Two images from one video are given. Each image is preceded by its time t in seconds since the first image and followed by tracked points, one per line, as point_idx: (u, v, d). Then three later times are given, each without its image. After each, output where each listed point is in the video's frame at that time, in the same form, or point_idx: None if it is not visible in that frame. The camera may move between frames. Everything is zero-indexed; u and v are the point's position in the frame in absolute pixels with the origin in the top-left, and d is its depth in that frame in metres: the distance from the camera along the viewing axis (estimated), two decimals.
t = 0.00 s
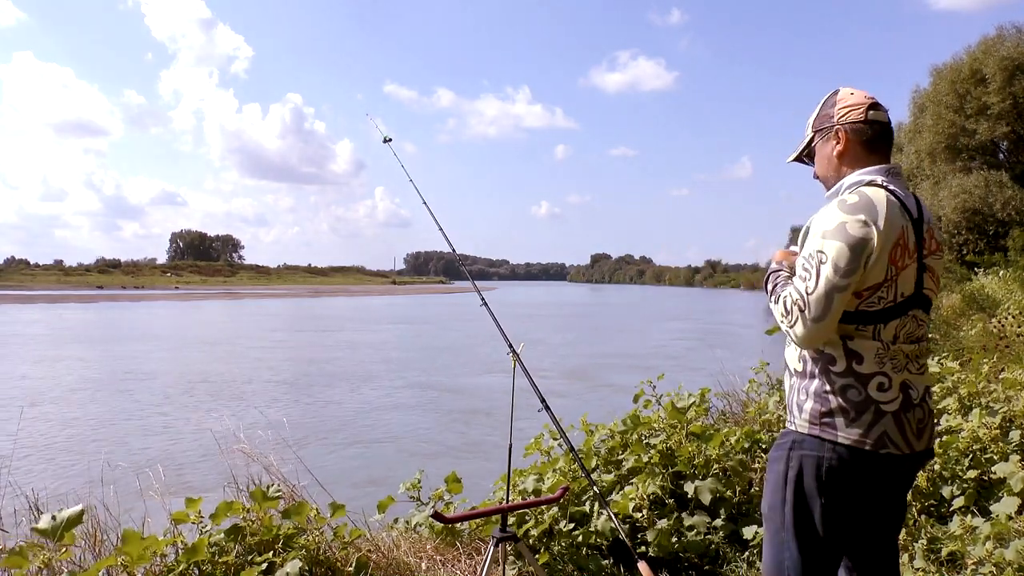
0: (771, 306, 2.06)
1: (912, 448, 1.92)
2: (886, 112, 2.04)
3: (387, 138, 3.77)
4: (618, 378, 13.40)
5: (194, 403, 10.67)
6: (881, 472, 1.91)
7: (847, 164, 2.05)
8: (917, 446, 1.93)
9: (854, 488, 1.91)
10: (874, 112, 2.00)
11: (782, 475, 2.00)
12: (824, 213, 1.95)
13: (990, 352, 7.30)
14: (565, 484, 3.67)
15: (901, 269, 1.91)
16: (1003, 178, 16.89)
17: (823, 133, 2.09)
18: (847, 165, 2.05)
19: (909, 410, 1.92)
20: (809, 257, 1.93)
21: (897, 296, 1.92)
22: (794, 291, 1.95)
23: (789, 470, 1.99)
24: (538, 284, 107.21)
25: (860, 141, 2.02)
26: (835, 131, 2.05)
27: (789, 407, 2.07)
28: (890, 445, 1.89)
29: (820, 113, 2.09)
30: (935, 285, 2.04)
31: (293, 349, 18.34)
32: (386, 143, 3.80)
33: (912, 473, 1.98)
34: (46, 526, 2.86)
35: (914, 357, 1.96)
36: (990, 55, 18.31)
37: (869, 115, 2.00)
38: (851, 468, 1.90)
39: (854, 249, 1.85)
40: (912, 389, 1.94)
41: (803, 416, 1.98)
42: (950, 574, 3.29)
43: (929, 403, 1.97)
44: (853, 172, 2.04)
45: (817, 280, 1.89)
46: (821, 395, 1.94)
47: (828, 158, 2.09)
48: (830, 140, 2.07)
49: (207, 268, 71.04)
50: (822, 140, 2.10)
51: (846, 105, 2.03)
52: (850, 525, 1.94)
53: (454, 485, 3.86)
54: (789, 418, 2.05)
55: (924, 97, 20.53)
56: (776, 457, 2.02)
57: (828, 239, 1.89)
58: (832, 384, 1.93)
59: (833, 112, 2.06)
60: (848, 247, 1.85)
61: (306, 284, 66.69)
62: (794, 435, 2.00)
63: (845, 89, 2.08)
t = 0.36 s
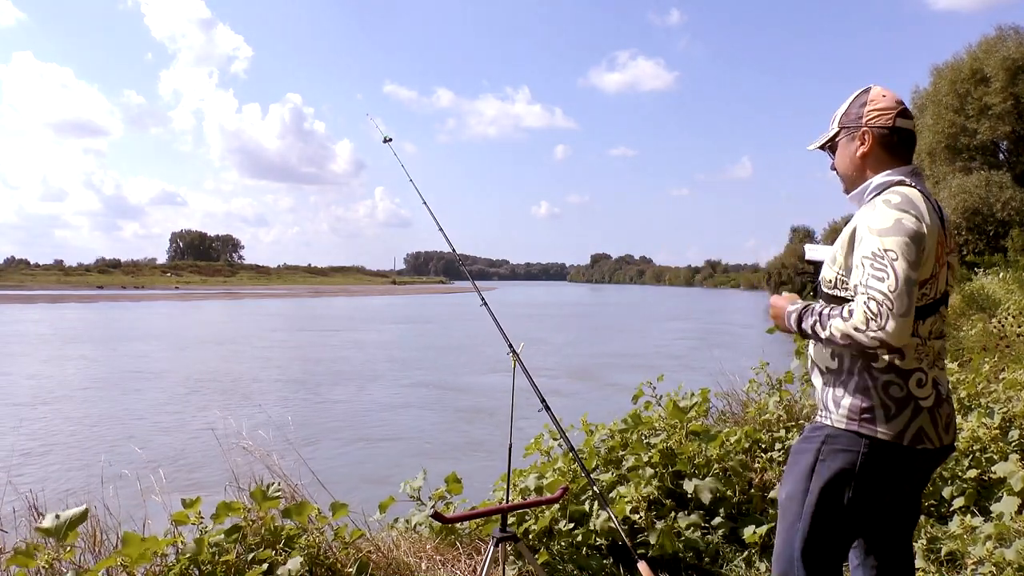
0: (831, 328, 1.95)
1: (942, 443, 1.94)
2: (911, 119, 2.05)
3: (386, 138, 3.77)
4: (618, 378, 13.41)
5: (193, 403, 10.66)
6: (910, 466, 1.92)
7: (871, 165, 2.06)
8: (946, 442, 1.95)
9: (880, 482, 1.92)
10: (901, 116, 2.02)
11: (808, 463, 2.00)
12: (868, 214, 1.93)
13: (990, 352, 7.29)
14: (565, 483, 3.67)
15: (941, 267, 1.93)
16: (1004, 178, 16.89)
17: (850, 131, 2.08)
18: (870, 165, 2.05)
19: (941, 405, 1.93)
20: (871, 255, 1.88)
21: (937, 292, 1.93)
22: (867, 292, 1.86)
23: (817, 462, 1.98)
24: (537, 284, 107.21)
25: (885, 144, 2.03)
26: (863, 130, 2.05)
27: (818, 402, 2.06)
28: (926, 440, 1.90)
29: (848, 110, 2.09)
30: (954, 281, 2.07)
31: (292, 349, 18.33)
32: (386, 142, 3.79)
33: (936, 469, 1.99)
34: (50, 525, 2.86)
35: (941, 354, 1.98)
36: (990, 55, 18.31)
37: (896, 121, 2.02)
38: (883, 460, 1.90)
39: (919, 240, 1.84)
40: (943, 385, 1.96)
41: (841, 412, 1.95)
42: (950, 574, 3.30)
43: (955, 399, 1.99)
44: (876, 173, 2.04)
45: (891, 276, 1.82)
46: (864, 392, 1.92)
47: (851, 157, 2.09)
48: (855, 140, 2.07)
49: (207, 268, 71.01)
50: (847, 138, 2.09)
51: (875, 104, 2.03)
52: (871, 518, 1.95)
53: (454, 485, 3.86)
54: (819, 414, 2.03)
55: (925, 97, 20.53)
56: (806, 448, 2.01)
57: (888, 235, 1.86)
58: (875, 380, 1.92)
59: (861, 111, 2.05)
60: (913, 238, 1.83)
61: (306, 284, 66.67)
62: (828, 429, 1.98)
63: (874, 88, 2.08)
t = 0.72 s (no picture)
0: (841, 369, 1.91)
1: (940, 447, 1.95)
2: (923, 122, 2.05)
3: (385, 138, 3.76)
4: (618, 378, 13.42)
5: (194, 403, 10.66)
6: (911, 470, 1.94)
7: (879, 165, 2.05)
8: (942, 445, 1.96)
9: (883, 489, 1.93)
10: (913, 119, 2.01)
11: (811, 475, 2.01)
12: (864, 218, 1.93)
13: (990, 352, 7.30)
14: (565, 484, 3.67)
15: (939, 274, 1.92)
16: (1004, 178, 16.88)
17: (860, 130, 2.07)
18: (877, 166, 2.05)
19: (938, 409, 1.94)
20: (864, 262, 1.88)
21: (935, 298, 1.93)
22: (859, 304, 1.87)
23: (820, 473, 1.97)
24: (537, 284, 107.23)
25: (894, 146, 2.03)
26: (873, 130, 2.04)
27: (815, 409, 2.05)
28: (924, 445, 1.92)
29: (860, 108, 2.07)
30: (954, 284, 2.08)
31: (292, 348, 18.32)
32: (386, 141, 3.79)
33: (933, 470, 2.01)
34: (26, 513, 2.83)
35: (939, 357, 1.98)
36: (991, 55, 18.31)
37: (909, 124, 2.02)
38: (882, 468, 1.91)
39: (913, 247, 1.84)
40: (939, 389, 1.96)
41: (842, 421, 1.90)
42: (950, 574, 3.30)
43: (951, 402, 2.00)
44: (882, 174, 2.04)
45: (882, 284, 1.83)
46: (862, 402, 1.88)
47: (859, 155, 2.08)
48: (865, 139, 2.06)
49: (207, 267, 71.01)
50: (857, 136, 2.08)
51: (889, 105, 2.02)
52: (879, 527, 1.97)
53: (454, 485, 3.86)
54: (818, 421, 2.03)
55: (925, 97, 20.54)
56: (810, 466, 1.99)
57: (883, 242, 1.86)
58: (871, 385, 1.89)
59: (874, 110, 2.04)
60: (908, 246, 1.84)
61: (306, 284, 66.68)
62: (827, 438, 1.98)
63: (890, 87, 2.06)
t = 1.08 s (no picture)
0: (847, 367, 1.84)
1: (948, 451, 1.95)
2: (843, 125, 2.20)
3: (385, 138, 3.76)
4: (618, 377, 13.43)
5: (194, 403, 10.65)
6: (919, 473, 1.93)
7: (848, 170, 2.12)
8: (950, 447, 1.95)
9: (891, 493, 1.92)
10: (848, 121, 2.13)
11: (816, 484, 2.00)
12: (855, 218, 1.93)
13: (990, 352, 7.30)
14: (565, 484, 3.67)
15: (938, 265, 1.93)
16: (1004, 177, 16.88)
17: (816, 151, 2.12)
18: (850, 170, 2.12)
19: (944, 411, 1.94)
20: (866, 262, 1.86)
21: (933, 289, 1.93)
22: (870, 303, 1.82)
23: (827, 478, 1.97)
24: (537, 284, 107.23)
25: (849, 150, 2.12)
26: (828, 144, 2.11)
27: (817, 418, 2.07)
28: (931, 447, 1.91)
29: (798, 135, 2.13)
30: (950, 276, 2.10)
31: (292, 348, 18.30)
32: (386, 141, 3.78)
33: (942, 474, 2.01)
34: (44, 518, 2.85)
35: (941, 356, 1.98)
36: (992, 55, 18.30)
37: (848, 128, 2.14)
38: (888, 472, 1.91)
39: (914, 238, 1.84)
40: (944, 389, 1.96)
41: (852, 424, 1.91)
42: (950, 574, 3.30)
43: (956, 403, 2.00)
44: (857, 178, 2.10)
45: (891, 280, 1.81)
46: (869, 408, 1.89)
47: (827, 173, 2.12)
48: (826, 154, 2.11)
49: (207, 267, 70.95)
50: (816, 157, 2.12)
51: (822, 121, 2.12)
52: (887, 534, 1.95)
53: (454, 485, 3.86)
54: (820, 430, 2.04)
55: (925, 97, 20.54)
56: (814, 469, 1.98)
57: (883, 238, 1.85)
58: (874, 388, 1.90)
59: (814, 131, 2.11)
60: (909, 238, 1.84)
61: (306, 284, 66.65)
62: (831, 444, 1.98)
63: (803, 112, 2.16)
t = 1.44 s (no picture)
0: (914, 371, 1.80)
1: (969, 450, 1.94)
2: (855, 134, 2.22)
3: (384, 138, 3.74)
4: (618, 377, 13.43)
5: (193, 403, 10.64)
6: (944, 474, 1.91)
7: (863, 175, 2.13)
8: (973, 447, 1.96)
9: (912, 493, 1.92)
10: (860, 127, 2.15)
11: (837, 481, 2.02)
12: (882, 214, 1.94)
13: (990, 352, 7.30)
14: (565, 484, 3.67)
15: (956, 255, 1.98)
16: (1004, 177, 16.88)
17: (831, 156, 2.13)
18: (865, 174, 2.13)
19: (970, 411, 1.94)
20: (902, 254, 1.86)
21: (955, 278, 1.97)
22: (914, 294, 1.82)
23: (850, 476, 1.99)
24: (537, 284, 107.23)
25: (863, 156, 2.14)
26: (843, 149, 2.13)
27: (842, 417, 2.06)
28: (957, 445, 1.91)
29: (812, 141, 2.14)
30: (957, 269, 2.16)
31: (291, 348, 18.29)
32: (386, 141, 3.77)
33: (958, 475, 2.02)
34: (49, 527, 2.87)
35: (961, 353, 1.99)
36: (992, 55, 18.28)
37: (861, 136, 2.16)
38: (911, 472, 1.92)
39: (943, 229, 1.87)
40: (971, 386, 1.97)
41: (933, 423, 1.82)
42: (950, 574, 3.30)
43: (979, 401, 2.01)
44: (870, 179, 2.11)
45: (931, 268, 1.81)
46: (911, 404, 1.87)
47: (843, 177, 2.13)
48: (840, 160, 2.13)
49: (207, 267, 70.93)
50: (831, 163, 2.13)
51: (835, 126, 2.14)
52: (903, 532, 1.98)
53: (453, 485, 3.86)
54: (845, 428, 2.03)
55: (925, 97, 20.53)
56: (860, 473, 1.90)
57: (914, 230, 1.86)
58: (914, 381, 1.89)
59: (827, 135, 2.13)
60: (939, 228, 1.87)
61: (306, 284, 66.63)
62: (856, 442, 1.99)
63: (815, 119, 2.18)
